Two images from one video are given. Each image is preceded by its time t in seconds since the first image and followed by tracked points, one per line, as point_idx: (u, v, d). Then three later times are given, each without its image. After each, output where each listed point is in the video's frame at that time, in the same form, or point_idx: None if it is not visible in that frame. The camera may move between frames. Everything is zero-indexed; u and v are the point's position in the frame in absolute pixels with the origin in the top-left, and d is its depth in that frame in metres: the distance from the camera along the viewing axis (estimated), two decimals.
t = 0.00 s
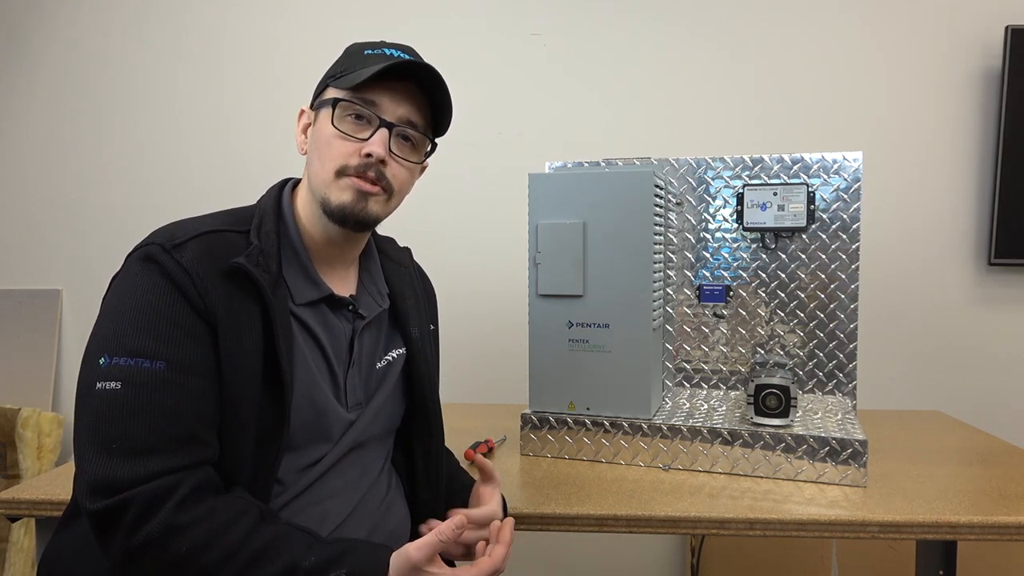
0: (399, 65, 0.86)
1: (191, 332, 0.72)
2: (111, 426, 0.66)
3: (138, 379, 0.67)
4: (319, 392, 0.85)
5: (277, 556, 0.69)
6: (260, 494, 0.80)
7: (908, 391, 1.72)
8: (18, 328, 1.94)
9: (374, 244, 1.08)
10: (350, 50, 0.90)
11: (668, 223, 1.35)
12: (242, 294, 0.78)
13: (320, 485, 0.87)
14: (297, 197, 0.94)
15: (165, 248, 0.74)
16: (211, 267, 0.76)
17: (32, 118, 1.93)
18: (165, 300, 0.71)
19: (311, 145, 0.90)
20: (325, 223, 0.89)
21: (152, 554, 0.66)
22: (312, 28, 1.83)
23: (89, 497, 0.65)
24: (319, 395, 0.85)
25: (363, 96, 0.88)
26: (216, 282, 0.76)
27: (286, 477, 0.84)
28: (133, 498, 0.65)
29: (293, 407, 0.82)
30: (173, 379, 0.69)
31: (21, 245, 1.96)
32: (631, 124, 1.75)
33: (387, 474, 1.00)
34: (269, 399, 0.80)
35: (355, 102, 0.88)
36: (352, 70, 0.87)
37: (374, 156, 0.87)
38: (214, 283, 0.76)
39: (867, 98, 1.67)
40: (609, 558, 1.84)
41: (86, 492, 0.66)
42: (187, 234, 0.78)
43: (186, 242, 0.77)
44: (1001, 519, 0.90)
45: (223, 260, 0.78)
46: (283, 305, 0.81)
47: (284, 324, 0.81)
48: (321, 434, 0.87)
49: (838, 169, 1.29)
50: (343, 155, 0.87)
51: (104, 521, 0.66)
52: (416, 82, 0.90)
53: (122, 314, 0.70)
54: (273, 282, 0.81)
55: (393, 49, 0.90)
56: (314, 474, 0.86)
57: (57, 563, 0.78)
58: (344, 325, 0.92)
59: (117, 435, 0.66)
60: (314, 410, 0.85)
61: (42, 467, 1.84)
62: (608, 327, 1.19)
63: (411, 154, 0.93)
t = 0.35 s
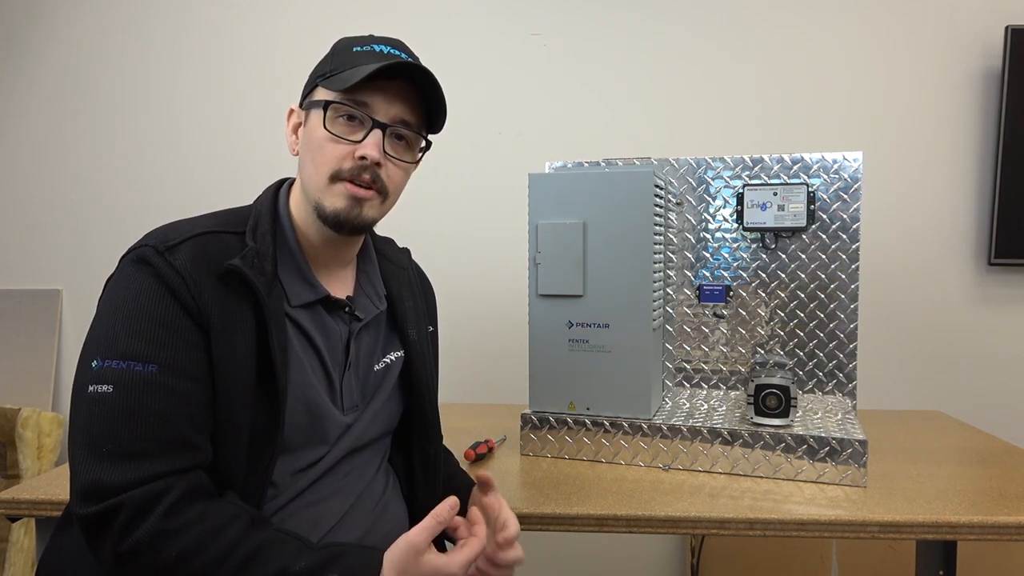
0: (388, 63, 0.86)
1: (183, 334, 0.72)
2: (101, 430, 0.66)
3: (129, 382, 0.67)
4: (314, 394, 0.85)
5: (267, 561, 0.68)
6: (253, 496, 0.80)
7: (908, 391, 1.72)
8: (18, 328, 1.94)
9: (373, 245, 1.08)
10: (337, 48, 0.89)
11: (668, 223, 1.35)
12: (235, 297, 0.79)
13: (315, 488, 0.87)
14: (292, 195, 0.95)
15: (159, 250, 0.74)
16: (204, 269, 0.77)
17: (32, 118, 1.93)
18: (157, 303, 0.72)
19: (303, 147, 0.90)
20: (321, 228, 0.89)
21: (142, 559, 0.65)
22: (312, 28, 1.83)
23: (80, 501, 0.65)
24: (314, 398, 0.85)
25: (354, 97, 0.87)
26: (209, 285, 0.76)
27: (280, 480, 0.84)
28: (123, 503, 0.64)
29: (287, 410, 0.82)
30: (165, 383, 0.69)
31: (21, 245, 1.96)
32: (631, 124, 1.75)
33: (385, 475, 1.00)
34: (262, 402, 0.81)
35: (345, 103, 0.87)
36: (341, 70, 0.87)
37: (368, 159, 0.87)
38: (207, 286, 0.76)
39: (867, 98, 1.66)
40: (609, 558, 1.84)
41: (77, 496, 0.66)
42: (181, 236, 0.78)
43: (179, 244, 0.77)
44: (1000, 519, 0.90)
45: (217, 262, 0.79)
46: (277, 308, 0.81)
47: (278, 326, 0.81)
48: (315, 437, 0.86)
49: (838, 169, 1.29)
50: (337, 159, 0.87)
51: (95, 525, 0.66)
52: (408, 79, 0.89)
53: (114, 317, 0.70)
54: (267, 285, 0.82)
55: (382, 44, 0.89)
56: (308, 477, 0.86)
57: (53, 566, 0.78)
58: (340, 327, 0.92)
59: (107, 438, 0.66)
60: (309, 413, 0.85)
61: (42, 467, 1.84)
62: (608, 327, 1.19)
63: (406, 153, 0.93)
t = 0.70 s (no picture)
0: (359, 45, 0.86)
1: (171, 332, 0.72)
2: (88, 427, 0.66)
3: (115, 379, 0.67)
4: (306, 393, 0.85)
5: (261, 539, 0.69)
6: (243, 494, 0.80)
7: (908, 391, 1.72)
8: (18, 328, 1.93)
9: (369, 244, 1.08)
10: (310, 43, 0.90)
11: (667, 223, 1.35)
12: (225, 295, 0.79)
13: (307, 487, 0.86)
14: (284, 194, 0.95)
15: (148, 249, 0.75)
16: (194, 267, 0.77)
17: (33, 118, 1.93)
18: (146, 301, 0.72)
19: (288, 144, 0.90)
20: (314, 219, 0.89)
21: (132, 550, 0.66)
22: (313, 28, 1.83)
23: (67, 499, 0.66)
24: (305, 396, 0.85)
25: (332, 84, 0.87)
26: (198, 283, 0.76)
27: (269, 477, 0.84)
28: (109, 498, 0.64)
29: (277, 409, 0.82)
30: (152, 380, 0.69)
31: (21, 245, 1.95)
32: (631, 125, 1.75)
33: (383, 476, 0.99)
34: (253, 400, 0.80)
35: (324, 92, 0.87)
36: (316, 61, 0.87)
37: (353, 144, 0.86)
38: (196, 284, 0.76)
39: (866, 98, 1.67)
40: (610, 558, 1.84)
41: (63, 493, 0.66)
42: (172, 235, 0.78)
43: (169, 242, 0.77)
44: (1000, 519, 0.90)
45: (208, 260, 0.79)
46: (268, 306, 0.82)
47: (269, 324, 0.81)
48: (307, 436, 0.86)
49: (838, 169, 1.29)
50: (322, 149, 0.87)
51: (81, 522, 0.66)
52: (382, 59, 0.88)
53: (104, 315, 0.70)
54: (258, 283, 0.82)
55: (354, 31, 0.89)
56: (300, 476, 0.85)
57: (49, 569, 0.78)
58: (335, 325, 0.92)
59: (94, 435, 0.66)
60: (301, 412, 0.84)
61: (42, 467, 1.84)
62: (608, 327, 1.19)
63: (392, 136, 0.93)
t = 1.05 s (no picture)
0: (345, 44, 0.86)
1: (152, 334, 0.73)
2: (56, 424, 0.67)
3: (82, 379, 0.68)
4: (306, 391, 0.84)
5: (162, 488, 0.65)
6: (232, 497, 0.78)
7: (908, 391, 1.72)
8: (18, 328, 1.93)
9: (370, 244, 1.08)
10: (295, 47, 0.89)
11: (668, 223, 1.35)
12: (218, 295, 0.79)
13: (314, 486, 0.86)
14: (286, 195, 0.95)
15: (141, 248, 0.76)
16: (185, 267, 0.77)
17: (33, 118, 1.93)
18: (129, 301, 0.73)
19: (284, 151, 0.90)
20: (317, 222, 0.89)
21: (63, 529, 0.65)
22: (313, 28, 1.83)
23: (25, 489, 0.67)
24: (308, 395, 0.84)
25: (322, 87, 0.87)
26: (189, 283, 0.77)
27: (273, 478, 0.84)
28: (55, 487, 0.65)
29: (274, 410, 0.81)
30: (120, 383, 0.69)
31: (21, 245, 1.95)
32: (632, 125, 1.75)
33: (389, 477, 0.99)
34: (249, 401, 0.80)
35: (316, 96, 0.87)
36: (304, 64, 0.87)
37: (352, 145, 0.86)
38: (186, 284, 0.77)
39: (866, 98, 1.66)
40: (610, 558, 1.84)
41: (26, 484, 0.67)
42: (167, 234, 0.79)
43: (162, 241, 0.78)
44: (1000, 519, 0.90)
45: (202, 258, 0.80)
46: (265, 305, 0.81)
47: (266, 323, 0.80)
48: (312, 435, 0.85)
49: (838, 169, 1.29)
50: (322, 153, 0.86)
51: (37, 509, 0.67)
52: (369, 57, 0.89)
53: (87, 314, 0.72)
54: (258, 281, 0.82)
55: (336, 30, 0.89)
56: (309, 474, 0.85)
57: None
58: (335, 323, 0.92)
59: (59, 431, 0.67)
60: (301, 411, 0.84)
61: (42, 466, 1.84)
62: (608, 327, 1.19)
63: (386, 133, 0.93)
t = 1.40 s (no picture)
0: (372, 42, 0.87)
1: (147, 340, 0.73)
2: (52, 434, 0.66)
3: (81, 388, 0.68)
4: (298, 392, 0.85)
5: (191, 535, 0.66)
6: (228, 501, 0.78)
7: (908, 391, 1.72)
8: (18, 328, 1.93)
9: (365, 244, 1.08)
10: (317, 37, 0.90)
11: (667, 223, 1.35)
12: (209, 299, 0.79)
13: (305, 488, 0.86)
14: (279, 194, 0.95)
15: (133, 253, 0.76)
16: (177, 272, 0.77)
17: (33, 118, 1.93)
18: (124, 308, 0.72)
19: (291, 135, 0.89)
20: (320, 212, 0.88)
21: (73, 551, 0.65)
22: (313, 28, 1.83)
23: (19, 504, 0.66)
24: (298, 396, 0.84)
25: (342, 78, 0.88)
26: (182, 287, 0.77)
27: (268, 479, 0.84)
28: (55, 501, 0.64)
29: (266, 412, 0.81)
30: (116, 390, 0.69)
31: (21, 245, 1.95)
32: (632, 125, 1.75)
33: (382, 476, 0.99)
34: (241, 404, 0.80)
35: (334, 85, 0.87)
36: (327, 55, 0.87)
37: (366, 138, 0.87)
38: (179, 289, 0.77)
39: (866, 98, 1.67)
40: (610, 558, 1.84)
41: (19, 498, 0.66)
42: (157, 238, 0.79)
43: (154, 245, 0.78)
44: (1000, 519, 0.90)
45: (194, 263, 0.79)
46: (256, 307, 0.81)
47: (256, 326, 0.80)
48: (303, 438, 0.85)
49: (838, 169, 1.29)
50: (333, 142, 0.86)
51: (34, 525, 0.66)
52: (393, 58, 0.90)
53: (81, 321, 0.71)
54: (247, 283, 0.82)
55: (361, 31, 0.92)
56: (302, 475, 0.85)
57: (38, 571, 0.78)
58: (329, 323, 0.92)
59: (56, 442, 0.66)
60: (293, 413, 0.84)
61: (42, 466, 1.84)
62: (608, 326, 1.19)
63: (397, 134, 0.93)
